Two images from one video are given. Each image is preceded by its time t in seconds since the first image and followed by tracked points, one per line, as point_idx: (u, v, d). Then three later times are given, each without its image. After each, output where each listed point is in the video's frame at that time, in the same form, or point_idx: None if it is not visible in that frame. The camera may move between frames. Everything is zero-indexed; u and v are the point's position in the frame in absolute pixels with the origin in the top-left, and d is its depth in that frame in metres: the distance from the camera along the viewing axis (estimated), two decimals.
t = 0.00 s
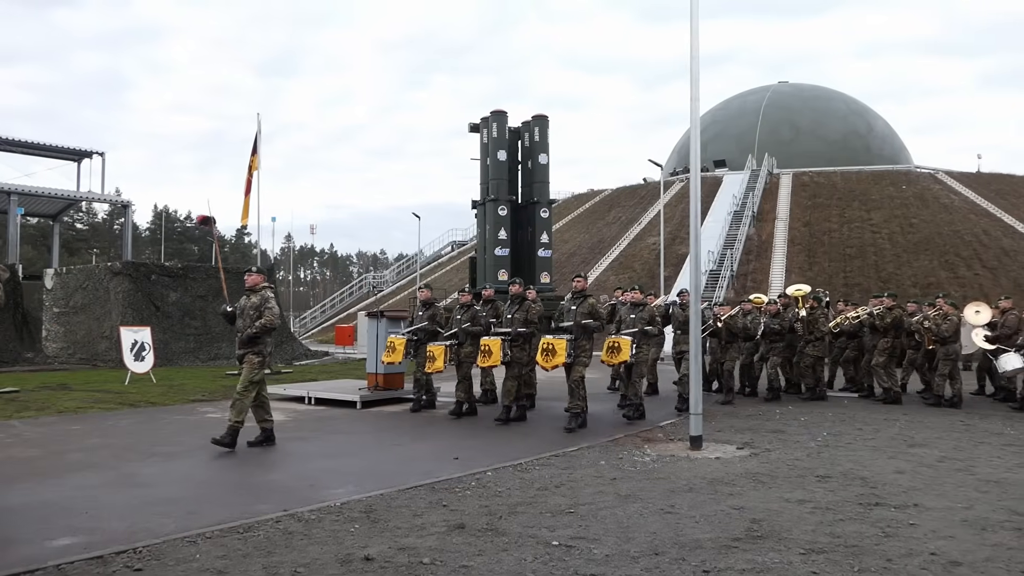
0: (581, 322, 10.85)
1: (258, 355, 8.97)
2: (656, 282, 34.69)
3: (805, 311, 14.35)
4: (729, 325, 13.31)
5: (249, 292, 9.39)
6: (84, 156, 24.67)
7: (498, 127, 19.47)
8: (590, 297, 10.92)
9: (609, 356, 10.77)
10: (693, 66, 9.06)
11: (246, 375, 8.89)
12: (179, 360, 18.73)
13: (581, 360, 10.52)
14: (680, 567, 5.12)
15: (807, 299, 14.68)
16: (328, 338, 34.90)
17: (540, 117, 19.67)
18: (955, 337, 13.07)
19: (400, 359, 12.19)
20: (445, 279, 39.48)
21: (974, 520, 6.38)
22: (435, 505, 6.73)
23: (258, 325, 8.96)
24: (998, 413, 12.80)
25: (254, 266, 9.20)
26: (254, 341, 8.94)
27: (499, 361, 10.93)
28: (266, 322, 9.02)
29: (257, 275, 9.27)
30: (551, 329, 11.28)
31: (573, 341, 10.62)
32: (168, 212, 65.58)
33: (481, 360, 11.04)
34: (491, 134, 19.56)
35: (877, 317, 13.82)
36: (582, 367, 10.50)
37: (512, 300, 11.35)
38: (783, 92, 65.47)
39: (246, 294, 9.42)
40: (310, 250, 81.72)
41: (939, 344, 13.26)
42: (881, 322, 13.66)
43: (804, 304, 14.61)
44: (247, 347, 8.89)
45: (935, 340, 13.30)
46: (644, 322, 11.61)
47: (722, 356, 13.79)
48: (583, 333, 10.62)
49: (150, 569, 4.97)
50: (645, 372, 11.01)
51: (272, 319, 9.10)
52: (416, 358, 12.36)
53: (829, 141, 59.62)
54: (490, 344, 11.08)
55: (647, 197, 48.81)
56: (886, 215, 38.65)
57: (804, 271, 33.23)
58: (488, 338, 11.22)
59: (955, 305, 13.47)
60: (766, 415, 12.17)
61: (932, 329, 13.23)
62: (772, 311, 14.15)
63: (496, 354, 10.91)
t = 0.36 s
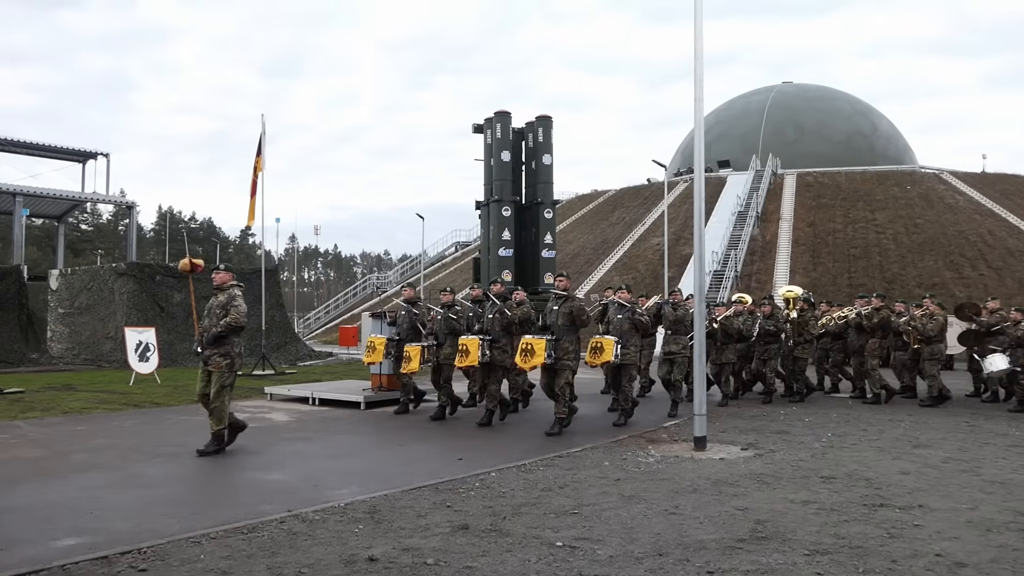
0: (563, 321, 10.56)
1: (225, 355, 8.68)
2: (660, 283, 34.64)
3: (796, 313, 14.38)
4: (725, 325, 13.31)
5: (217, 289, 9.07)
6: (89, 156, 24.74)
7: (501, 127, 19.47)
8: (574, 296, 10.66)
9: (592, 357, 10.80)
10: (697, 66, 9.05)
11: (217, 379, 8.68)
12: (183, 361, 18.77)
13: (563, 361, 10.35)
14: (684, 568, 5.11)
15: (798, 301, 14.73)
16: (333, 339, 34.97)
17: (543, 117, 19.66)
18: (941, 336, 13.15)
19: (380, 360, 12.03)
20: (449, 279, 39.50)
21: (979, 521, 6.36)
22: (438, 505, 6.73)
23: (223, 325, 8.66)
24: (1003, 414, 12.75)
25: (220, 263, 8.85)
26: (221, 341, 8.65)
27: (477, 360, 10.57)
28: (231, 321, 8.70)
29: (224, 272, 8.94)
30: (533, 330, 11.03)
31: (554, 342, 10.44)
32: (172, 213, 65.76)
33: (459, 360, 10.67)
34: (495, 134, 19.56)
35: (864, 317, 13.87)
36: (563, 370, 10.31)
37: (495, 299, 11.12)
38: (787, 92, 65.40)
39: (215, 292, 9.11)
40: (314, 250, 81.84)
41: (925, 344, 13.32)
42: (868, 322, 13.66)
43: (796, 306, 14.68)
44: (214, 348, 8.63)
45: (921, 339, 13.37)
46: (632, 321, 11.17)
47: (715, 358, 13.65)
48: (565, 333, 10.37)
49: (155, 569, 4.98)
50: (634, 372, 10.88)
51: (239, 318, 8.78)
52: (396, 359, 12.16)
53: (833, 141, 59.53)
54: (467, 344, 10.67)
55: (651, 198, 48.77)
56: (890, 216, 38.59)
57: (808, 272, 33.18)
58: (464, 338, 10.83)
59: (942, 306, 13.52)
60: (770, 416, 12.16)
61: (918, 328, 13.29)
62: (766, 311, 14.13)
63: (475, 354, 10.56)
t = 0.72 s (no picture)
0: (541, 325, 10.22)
1: (191, 360, 8.23)
2: (662, 283, 34.65)
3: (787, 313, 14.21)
4: (716, 325, 13.58)
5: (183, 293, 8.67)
6: (91, 157, 24.79)
7: (503, 127, 19.47)
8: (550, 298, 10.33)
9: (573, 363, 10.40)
10: (699, 66, 9.05)
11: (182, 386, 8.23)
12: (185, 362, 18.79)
13: (541, 365, 9.98)
14: (686, 569, 5.11)
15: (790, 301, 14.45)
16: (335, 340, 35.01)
17: (545, 118, 19.64)
18: (925, 337, 13.24)
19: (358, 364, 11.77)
20: (452, 280, 39.53)
21: (981, 521, 6.36)
22: (440, 506, 6.73)
23: (186, 329, 8.20)
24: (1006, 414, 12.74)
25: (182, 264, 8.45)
26: (185, 345, 8.19)
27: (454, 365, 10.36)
28: (194, 324, 8.28)
29: (188, 274, 8.55)
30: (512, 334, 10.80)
31: (531, 345, 10.04)
32: (175, 213, 65.87)
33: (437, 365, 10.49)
34: (497, 135, 19.56)
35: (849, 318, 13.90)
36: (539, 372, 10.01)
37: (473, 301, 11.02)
38: (789, 92, 65.40)
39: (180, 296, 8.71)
40: (316, 251, 81.96)
41: (910, 344, 13.47)
42: (852, 323, 13.70)
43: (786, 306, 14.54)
44: (177, 353, 8.18)
45: (906, 339, 13.50)
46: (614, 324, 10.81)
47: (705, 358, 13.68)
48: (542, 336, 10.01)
49: (157, 569, 4.99)
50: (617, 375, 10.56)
51: (202, 320, 8.30)
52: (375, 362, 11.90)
53: (835, 141, 59.51)
54: (445, 346, 10.51)
55: (652, 198, 48.77)
56: (892, 216, 38.57)
57: (810, 272, 33.15)
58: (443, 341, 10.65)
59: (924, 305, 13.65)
60: (772, 416, 12.16)
61: (903, 329, 13.44)
62: (755, 314, 14.26)
63: (452, 356, 10.38)
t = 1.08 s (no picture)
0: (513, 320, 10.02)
1: (150, 358, 8.10)
2: (664, 283, 34.64)
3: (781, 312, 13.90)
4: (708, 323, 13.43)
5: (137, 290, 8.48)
6: (93, 158, 24.81)
7: (505, 128, 19.48)
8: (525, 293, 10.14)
9: (550, 357, 10.46)
10: (701, 68, 9.05)
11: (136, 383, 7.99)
12: (187, 362, 18.82)
13: (509, 361, 9.84)
14: (688, 569, 5.11)
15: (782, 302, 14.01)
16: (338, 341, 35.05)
17: (547, 118, 19.63)
18: (911, 336, 13.39)
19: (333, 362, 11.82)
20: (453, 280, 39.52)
21: (983, 522, 6.34)
22: (442, 506, 6.73)
23: (148, 326, 8.10)
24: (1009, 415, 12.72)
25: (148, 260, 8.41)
26: (146, 342, 8.07)
27: (426, 363, 10.32)
28: (157, 320, 8.20)
29: (150, 270, 8.46)
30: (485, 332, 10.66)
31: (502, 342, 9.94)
32: (177, 214, 65.96)
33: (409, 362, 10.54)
34: (499, 135, 19.56)
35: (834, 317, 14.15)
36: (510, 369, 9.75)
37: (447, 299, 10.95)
38: (791, 92, 65.37)
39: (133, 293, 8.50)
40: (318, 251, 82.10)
41: (896, 344, 13.60)
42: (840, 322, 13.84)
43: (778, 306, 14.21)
44: (136, 349, 8.05)
45: (892, 339, 13.65)
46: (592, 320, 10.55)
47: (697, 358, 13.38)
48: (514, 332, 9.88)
49: (159, 569, 5.00)
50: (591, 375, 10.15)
51: (165, 317, 8.21)
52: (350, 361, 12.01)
53: (837, 141, 59.46)
54: (417, 345, 10.51)
55: (655, 199, 48.74)
56: (895, 216, 38.54)
57: (813, 272, 33.10)
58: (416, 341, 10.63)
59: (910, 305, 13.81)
60: (774, 417, 12.16)
61: (889, 328, 13.57)
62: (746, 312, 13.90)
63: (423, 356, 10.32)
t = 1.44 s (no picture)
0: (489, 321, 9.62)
1: (109, 361, 7.69)
2: (666, 283, 34.65)
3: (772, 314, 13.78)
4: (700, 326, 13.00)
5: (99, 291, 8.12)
6: (96, 159, 24.87)
7: (507, 128, 19.48)
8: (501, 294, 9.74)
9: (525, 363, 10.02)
10: (703, 68, 9.04)
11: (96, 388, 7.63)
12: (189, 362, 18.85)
13: (485, 365, 9.46)
14: (690, 570, 5.11)
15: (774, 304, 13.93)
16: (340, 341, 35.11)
17: (549, 118, 19.61)
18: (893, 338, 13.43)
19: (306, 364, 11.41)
20: (455, 281, 39.57)
21: (986, 523, 6.33)
22: (444, 507, 6.72)
23: (104, 326, 7.69)
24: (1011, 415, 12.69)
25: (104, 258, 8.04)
26: (103, 344, 7.67)
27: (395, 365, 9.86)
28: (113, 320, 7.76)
29: (109, 270, 8.09)
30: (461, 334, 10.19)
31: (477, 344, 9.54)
32: (179, 215, 66.12)
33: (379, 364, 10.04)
34: (500, 135, 19.55)
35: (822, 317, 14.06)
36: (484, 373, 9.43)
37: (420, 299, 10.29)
38: (792, 92, 65.35)
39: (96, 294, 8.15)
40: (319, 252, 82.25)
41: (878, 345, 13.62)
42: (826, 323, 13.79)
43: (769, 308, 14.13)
44: (93, 353, 7.66)
45: (874, 340, 13.66)
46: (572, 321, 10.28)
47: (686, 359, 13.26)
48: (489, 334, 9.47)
49: (161, 569, 5.00)
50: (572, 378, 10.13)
51: (122, 317, 7.79)
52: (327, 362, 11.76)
53: (839, 141, 59.43)
54: (386, 347, 10.01)
55: (656, 199, 48.73)
56: (897, 216, 38.52)
57: (815, 273, 33.07)
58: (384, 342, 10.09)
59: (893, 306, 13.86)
60: (776, 417, 12.13)
61: (871, 329, 13.58)
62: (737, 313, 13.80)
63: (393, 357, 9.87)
